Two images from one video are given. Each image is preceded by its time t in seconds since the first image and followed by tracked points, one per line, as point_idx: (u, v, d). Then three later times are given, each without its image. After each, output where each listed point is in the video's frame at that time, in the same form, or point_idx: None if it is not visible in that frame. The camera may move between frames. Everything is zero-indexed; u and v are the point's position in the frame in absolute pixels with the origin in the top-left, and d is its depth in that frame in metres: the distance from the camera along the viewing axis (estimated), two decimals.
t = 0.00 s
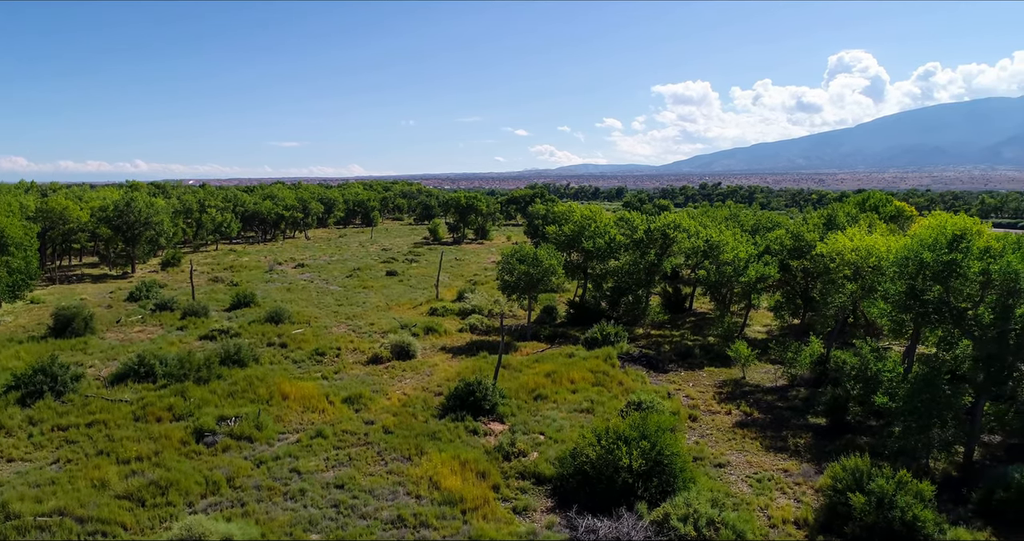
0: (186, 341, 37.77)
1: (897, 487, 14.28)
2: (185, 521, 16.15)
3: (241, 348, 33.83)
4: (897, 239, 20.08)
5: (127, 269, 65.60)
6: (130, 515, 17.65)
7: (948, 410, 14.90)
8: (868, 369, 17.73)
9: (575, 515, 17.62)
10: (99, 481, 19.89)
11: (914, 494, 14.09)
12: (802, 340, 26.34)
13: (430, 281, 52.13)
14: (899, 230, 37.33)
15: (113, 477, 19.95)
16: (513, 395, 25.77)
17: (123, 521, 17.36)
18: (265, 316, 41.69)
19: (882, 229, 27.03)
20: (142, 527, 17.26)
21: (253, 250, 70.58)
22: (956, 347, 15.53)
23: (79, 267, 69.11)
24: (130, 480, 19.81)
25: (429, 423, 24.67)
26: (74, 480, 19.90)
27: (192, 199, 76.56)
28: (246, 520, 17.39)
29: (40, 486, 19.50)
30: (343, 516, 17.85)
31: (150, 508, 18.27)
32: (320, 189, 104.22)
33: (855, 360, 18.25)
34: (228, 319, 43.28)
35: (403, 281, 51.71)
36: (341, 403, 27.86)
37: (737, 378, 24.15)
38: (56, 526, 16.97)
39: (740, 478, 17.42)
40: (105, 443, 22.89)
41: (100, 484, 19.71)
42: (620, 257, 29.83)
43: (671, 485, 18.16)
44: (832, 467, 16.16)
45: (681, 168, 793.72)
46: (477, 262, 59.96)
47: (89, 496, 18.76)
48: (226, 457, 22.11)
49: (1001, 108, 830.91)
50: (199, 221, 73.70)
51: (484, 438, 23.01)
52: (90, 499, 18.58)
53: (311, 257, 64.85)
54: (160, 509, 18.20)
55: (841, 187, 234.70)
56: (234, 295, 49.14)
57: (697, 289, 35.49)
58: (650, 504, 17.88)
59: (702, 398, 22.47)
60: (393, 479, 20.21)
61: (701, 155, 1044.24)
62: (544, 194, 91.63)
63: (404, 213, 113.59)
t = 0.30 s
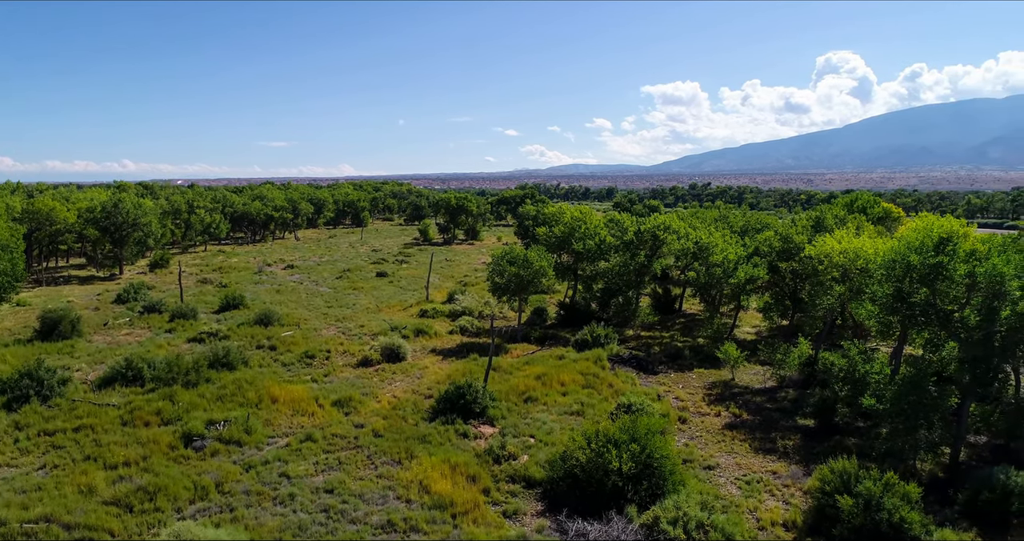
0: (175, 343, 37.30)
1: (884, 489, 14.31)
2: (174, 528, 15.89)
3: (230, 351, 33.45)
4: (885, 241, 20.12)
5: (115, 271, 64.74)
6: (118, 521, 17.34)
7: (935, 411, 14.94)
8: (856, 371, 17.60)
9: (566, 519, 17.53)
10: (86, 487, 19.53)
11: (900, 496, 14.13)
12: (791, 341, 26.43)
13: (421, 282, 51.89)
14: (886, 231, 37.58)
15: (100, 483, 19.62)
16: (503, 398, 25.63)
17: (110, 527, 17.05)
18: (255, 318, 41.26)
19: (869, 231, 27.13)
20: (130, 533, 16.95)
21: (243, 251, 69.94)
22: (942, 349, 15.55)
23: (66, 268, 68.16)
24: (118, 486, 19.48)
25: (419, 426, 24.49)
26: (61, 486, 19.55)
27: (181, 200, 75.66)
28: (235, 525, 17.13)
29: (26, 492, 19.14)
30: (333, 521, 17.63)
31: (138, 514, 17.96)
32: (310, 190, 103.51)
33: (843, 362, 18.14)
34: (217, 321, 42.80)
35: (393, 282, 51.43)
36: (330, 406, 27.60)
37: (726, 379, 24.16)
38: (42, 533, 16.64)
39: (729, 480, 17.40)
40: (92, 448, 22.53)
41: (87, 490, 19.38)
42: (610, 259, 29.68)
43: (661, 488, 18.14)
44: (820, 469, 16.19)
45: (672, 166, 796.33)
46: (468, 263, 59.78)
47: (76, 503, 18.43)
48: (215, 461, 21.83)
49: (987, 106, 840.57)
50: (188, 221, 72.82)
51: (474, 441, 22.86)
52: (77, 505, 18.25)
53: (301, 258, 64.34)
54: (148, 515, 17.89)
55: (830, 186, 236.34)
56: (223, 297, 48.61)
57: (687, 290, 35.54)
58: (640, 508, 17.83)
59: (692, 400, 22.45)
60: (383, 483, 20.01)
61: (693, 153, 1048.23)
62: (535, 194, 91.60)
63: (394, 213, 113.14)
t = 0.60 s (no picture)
0: (165, 346, 36.91)
1: (874, 492, 14.32)
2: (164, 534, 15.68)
3: (221, 354, 33.11)
4: (874, 244, 20.14)
5: (105, 273, 63.99)
6: (108, 528, 17.09)
7: (923, 414, 14.93)
8: (846, 374, 17.53)
9: (558, 523, 17.45)
10: (75, 493, 19.25)
11: (890, 498, 14.16)
12: (781, 343, 26.47)
13: (412, 283, 51.64)
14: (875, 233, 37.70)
15: (90, 489, 19.34)
16: (495, 401, 25.51)
17: (100, 533, 16.80)
18: (246, 321, 40.91)
19: (859, 233, 27.18)
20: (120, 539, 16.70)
21: (234, 253, 69.34)
22: (931, 351, 15.56)
23: (55, 270, 67.32)
24: (108, 492, 19.22)
25: (411, 429, 24.33)
26: (50, 492, 19.26)
27: (171, 201, 74.82)
28: (225, 531, 16.93)
29: (14, 498, 18.83)
30: (325, 526, 17.47)
31: (128, 520, 17.71)
32: (301, 191, 102.85)
33: (833, 364, 18.09)
34: (208, 324, 42.40)
35: (385, 283, 51.17)
36: (322, 409, 27.39)
37: (717, 381, 24.16)
38: None
39: (720, 483, 17.38)
40: (82, 453, 22.22)
41: (77, 495, 19.10)
42: (602, 260, 29.59)
43: (653, 491, 18.09)
44: (810, 472, 16.21)
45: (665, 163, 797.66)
46: (460, 264, 59.59)
47: (65, 509, 18.15)
48: (206, 466, 21.58)
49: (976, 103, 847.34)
50: (178, 223, 71.79)
51: (466, 445, 22.73)
52: (66, 512, 17.97)
53: (292, 259, 63.88)
54: (138, 521, 17.65)
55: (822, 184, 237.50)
56: (214, 299, 48.16)
57: (678, 291, 35.55)
58: (632, 511, 17.78)
59: (683, 402, 22.42)
60: (375, 488, 19.86)
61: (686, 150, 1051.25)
62: (527, 196, 91.47)
63: (386, 213, 112.68)
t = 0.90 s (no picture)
0: (156, 349, 36.55)
1: (865, 495, 14.31)
2: None
3: (213, 357, 32.80)
4: (866, 246, 20.14)
5: (95, 274, 63.33)
6: (98, 534, 16.86)
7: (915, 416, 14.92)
8: (838, 376, 17.51)
9: (551, 527, 17.37)
10: (66, 499, 19.01)
11: (881, 501, 14.16)
12: (773, 344, 26.49)
13: (405, 285, 51.46)
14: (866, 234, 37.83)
15: (81, 495, 19.10)
16: (488, 404, 25.39)
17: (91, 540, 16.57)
18: (238, 323, 40.59)
19: (850, 235, 27.25)
20: None
21: (226, 254, 68.85)
22: (922, 354, 15.56)
23: (45, 272, 66.57)
24: (99, 498, 18.98)
25: (404, 433, 24.18)
26: (41, 498, 18.99)
27: (163, 202, 74.17)
28: (217, 538, 16.75)
29: (4, 505, 18.57)
30: (318, 531, 17.32)
31: (119, 526, 17.50)
32: (293, 191, 102.21)
33: (825, 367, 18.07)
34: (200, 326, 42.04)
35: (378, 285, 50.92)
36: (315, 413, 27.19)
37: (710, 383, 24.16)
38: None
39: (713, 486, 17.35)
40: (72, 458, 21.95)
41: (67, 501, 18.85)
42: (595, 262, 29.50)
43: (646, 495, 18.03)
44: (802, 474, 16.21)
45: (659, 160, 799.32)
46: (453, 265, 59.43)
47: (56, 515, 17.89)
48: (198, 471, 21.36)
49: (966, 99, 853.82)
50: (170, 223, 71.31)
51: (460, 448, 22.61)
52: (57, 517, 17.72)
53: (284, 260, 63.50)
54: (130, 527, 17.44)
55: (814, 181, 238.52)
56: (206, 301, 47.77)
57: (671, 293, 35.56)
58: (625, 515, 17.73)
59: (676, 404, 22.40)
60: (369, 492, 19.71)
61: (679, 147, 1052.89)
62: (520, 196, 91.40)
63: (379, 214, 112.27)
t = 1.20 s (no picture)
0: (148, 353, 36.19)
1: (857, 499, 14.29)
2: None
3: (205, 361, 32.51)
4: (857, 249, 20.15)
5: (86, 276, 62.61)
6: None
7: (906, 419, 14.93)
8: (830, 379, 17.49)
9: (544, 532, 17.26)
10: (57, 505, 18.74)
11: (873, 505, 14.15)
12: (766, 346, 26.51)
13: (399, 286, 51.25)
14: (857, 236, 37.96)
15: (72, 500, 18.84)
16: (481, 407, 25.26)
17: None
18: (230, 325, 40.27)
19: (842, 238, 27.28)
20: None
21: (218, 255, 68.32)
22: (913, 356, 15.57)
23: (35, 273, 65.79)
24: (90, 503, 18.73)
25: (397, 437, 24.02)
26: (31, 504, 18.71)
27: (154, 203, 73.45)
28: None
29: None
30: (311, 537, 17.16)
31: (110, 533, 17.29)
32: (286, 192, 101.51)
33: (817, 369, 18.04)
34: (192, 329, 41.67)
35: (371, 287, 50.67)
36: (308, 416, 26.98)
37: (703, 385, 24.14)
38: None
39: (706, 489, 17.32)
40: (63, 464, 21.67)
41: (58, 508, 18.58)
42: (588, 264, 29.39)
43: (639, 498, 17.99)
44: (795, 478, 16.20)
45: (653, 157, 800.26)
46: (446, 266, 59.23)
47: (46, 521, 17.63)
48: (190, 476, 21.14)
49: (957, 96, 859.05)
50: (161, 224, 70.65)
51: (453, 452, 22.49)
52: (47, 524, 17.46)
53: (277, 261, 63.08)
54: (121, 534, 17.23)
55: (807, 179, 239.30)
56: (198, 303, 47.35)
57: (664, 294, 35.56)
58: (618, 519, 17.70)
59: (669, 407, 22.36)
60: (362, 497, 19.56)
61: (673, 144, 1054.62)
62: (513, 197, 91.20)
63: (372, 214, 111.75)
